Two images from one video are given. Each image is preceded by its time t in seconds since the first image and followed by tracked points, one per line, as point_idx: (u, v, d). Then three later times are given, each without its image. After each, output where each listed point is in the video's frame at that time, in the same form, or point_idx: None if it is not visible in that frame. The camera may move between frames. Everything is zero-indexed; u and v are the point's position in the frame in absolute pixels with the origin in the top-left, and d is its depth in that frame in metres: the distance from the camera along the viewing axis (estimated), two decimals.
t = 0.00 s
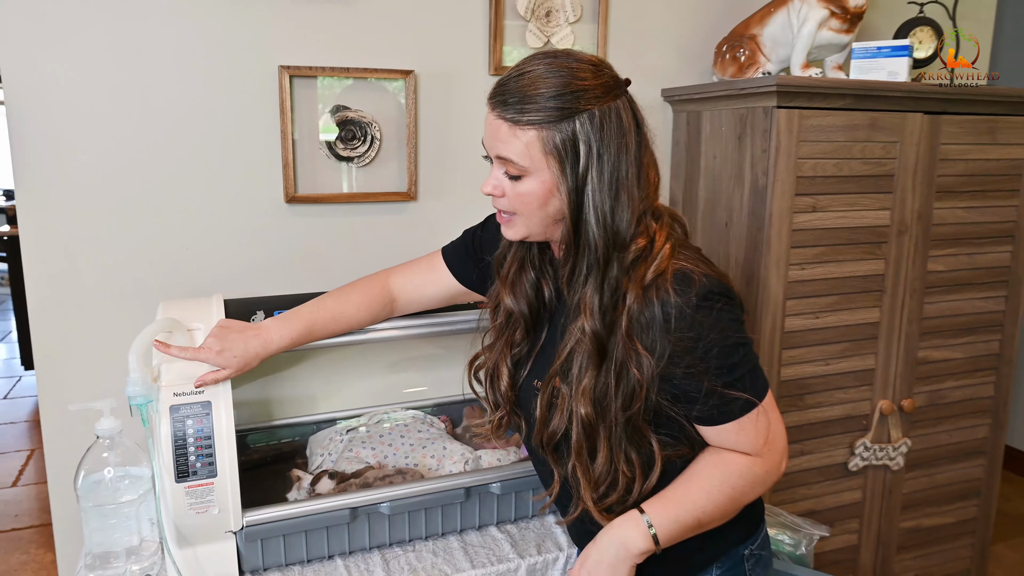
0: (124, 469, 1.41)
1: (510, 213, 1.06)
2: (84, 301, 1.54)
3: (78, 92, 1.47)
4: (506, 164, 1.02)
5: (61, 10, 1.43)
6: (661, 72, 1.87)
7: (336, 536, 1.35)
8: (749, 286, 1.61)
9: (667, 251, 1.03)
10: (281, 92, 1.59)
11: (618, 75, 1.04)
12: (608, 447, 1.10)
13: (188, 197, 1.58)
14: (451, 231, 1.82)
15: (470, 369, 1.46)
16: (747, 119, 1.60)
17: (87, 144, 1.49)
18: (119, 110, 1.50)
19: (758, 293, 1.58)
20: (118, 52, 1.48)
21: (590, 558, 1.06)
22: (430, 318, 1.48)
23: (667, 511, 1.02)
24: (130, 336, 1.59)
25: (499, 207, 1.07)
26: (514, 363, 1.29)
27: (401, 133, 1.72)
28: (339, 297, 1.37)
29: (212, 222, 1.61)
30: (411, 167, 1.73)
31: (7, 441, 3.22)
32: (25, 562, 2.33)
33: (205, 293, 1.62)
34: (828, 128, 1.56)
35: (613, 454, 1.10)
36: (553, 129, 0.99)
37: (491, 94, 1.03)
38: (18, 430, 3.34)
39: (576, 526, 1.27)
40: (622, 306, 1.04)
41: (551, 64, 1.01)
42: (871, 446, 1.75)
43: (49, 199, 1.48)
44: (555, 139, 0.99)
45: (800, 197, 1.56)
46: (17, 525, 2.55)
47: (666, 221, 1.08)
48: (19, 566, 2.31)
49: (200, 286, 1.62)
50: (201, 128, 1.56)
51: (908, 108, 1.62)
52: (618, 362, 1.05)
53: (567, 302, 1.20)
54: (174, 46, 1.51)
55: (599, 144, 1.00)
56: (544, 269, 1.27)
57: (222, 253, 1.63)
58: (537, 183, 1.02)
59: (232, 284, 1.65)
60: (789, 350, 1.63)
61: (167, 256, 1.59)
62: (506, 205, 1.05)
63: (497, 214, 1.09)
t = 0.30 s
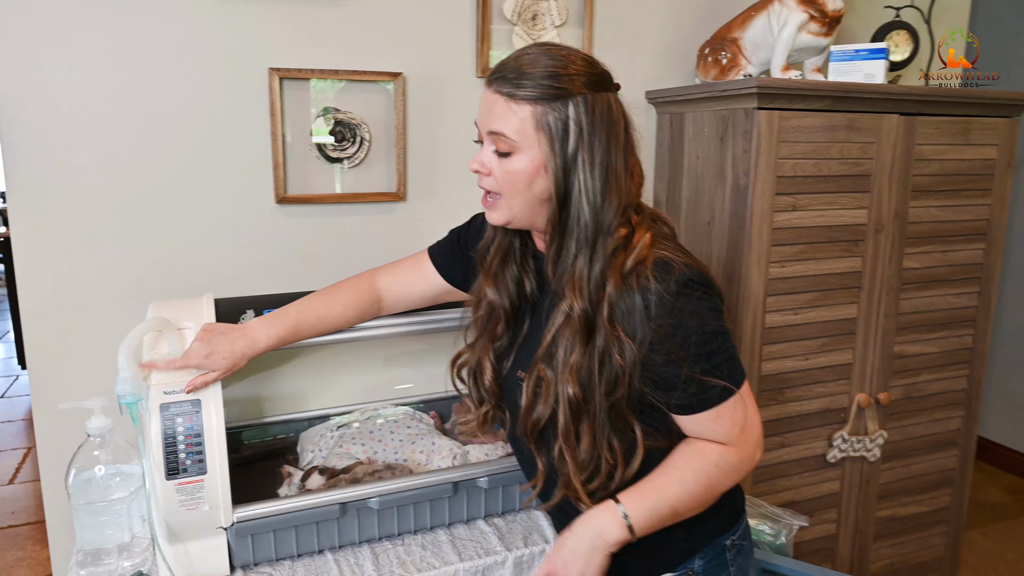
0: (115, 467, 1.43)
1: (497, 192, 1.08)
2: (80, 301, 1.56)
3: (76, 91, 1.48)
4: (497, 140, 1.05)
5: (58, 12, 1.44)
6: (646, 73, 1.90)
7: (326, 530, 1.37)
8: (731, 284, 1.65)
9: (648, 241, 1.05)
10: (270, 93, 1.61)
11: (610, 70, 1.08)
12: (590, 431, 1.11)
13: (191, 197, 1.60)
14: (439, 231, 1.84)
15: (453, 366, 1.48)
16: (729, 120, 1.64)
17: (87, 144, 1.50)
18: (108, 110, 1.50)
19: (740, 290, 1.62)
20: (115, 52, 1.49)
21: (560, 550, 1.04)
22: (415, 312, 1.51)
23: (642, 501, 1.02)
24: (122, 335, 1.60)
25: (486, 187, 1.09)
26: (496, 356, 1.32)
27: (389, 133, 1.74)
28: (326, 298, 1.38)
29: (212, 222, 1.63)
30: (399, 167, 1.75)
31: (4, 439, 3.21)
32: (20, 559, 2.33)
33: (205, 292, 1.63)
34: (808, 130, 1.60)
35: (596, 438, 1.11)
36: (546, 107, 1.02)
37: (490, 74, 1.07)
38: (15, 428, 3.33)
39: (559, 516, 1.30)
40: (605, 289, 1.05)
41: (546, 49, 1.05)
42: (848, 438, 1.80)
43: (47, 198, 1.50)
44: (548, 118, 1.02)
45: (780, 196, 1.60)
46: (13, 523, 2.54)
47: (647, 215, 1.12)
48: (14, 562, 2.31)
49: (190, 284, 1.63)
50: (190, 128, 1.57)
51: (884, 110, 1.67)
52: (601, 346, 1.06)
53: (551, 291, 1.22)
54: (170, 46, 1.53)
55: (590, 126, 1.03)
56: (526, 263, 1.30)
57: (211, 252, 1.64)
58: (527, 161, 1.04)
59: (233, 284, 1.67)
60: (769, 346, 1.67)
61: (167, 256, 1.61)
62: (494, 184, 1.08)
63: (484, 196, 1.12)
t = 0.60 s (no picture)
0: (105, 464, 1.44)
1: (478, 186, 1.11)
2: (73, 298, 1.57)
3: (78, 91, 1.50)
4: (477, 135, 1.07)
5: (59, 14, 1.46)
6: (629, 74, 1.93)
7: (315, 525, 1.39)
8: (713, 280, 1.68)
9: (623, 235, 1.07)
10: (258, 94, 1.63)
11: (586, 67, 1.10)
12: (566, 420, 1.11)
13: (194, 196, 1.63)
14: (426, 229, 1.86)
15: (439, 362, 1.51)
16: (710, 120, 1.67)
17: (89, 144, 1.53)
18: (97, 111, 1.52)
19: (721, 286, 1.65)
20: (112, 53, 1.51)
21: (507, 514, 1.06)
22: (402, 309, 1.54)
23: (600, 497, 1.03)
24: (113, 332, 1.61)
25: (467, 181, 1.12)
26: (479, 351, 1.34)
27: (377, 134, 1.76)
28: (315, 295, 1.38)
29: (212, 223, 1.66)
30: (386, 167, 1.77)
31: None
32: (14, 554, 2.34)
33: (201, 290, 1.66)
34: (787, 129, 1.63)
35: (571, 427, 1.11)
36: (523, 101, 1.04)
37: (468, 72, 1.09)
38: (8, 425, 3.33)
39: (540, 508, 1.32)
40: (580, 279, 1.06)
41: (524, 46, 1.07)
42: (828, 431, 1.83)
43: (43, 197, 1.51)
44: (525, 112, 1.05)
45: (761, 194, 1.63)
46: (7, 518, 2.55)
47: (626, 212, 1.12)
48: (7, 558, 2.31)
49: (180, 283, 1.65)
50: (178, 128, 1.59)
51: (861, 110, 1.70)
52: (575, 336, 1.07)
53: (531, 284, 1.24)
54: (162, 48, 1.55)
55: (567, 120, 1.05)
56: (508, 260, 1.33)
57: (200, 251, 1.66)
58: (505, 155, 1.07)
59: (222, 283, 1.69)
60: (751, 341, 1.70)
61: (165, 255, 1.63)
62: (475, 178, 1.10)
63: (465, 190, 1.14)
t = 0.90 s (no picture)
0: (105, 458, 1.45)
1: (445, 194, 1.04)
2: (74, 295, 1.58)
3: (88, 90, 1.52)
4: (441, 142, 1.00)
5: (59, 13, 1.47)
6: (625, 70, 1.94)
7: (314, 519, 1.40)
8: (710, 274, 1.69)
9: (579, 241, 0.96)
10: (256, 90, 1.63)
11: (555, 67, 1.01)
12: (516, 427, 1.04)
13: (198, 195, 1.64)
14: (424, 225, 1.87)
15: (428, 362, 1.50)
16: (706, 115, 1.68)
17: (88, 142, 1.54)
18: (94, 108, 1.53)
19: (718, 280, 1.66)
20: (119, 53, 1.53)
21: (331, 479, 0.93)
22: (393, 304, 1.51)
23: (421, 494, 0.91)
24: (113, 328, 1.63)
25: (433, 186, 1.05)
26: (460, 351, 1.34)
27: (374, 130, 1.77)
28: (293, 289, 1.38)
29: (210, 220, 1.67)
30: (384, 163, 1.78)
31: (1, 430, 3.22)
32: (18, 547, 2.35)
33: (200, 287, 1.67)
34: (782, 124, 1.64)
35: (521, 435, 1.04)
36: (488, 109, 0.96)
37: (432, 75, 1.01)
38: (11, 419, 3.35)
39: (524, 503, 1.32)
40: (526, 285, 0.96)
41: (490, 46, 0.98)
42: (824, 425, 1.84)
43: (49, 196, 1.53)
44: (488, 121, 0.96)
45: (757, 189, 1.64)
46: (11, 512, 2.56)
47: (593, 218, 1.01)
48: (11, 551, 2.33)
49: (179, 279, 1.66)
50: (176, 124, 1.60)
51: (856, 105, 1.71)
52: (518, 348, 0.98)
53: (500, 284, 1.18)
54: (163, 47, 1.56)
55: (531, 126, 0.96)
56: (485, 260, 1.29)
57: (198, 247, 1.67)
58: (468, 162, 0.98)
59: (221, 279, 1.70)
60: (747, 335, 1.71)
61: (163, 252, 1.64)
62: (439, 184, 1.03)
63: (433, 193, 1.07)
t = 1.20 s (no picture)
0: (130, 451, 1.46)
1: (428, 198, 1.10)
2: (97, 289, 1.59)
3: (99, 85, 1.51)
4: (428, 152, 1.05)
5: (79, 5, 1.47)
6: (649, 58, 1.91)
7: (337, 511, 1.41)
8: (736, 265, 1.66)
9: (537, 257, 1.00)
10: (277, 83, 1.63)
11: (558, 86, 1.04)
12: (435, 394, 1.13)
13: (198, 195, 1.63)
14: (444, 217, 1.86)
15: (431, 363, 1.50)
16: (732, 103, 1.64)
17: (109, 134, 1.54)
18: (116, 100, 1.53)
19: (744, 271, 1.64)
20: (133, 46, 1.52)
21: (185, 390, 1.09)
22: (407, 295, 1.48)
23: (265, 416, 1.07)
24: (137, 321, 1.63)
25: (420, 191, 1.10)
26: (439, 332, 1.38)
27: (395, 122, 1.76)
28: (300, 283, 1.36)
29: (230, 212, 1.66)
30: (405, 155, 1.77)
31: (32, 422, 3.27)
32: (46, 537, 2.38)
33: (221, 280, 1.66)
34: (810, 112, 1.60)
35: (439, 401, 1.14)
36: (477, 125, 1.00)
37: (429, 78, 1.05)
38: (41, 411, 3.40)
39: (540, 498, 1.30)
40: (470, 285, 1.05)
41: (491, 59, 1.02)
42: (853, 420, 1.81)
43: (66, 192, 1.53)
44: (476, 136, 1.01)
45: (784, 178, 1.61)
46: (39, 503, 2.59)
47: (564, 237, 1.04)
48: (40, 541, 2.36)
49: (201, 271, 1.66)
50: (196, 117, 1.59)
51: (887, 92, 1.66)
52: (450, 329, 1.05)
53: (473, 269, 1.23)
54: (180, 40, 1.55)
55: (516, 145, 1.00)
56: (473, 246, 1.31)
57: (221, 240, 1.67)
58: (453, 176, 1.04)
59: (243, 271, 1.70)
60: (774, 328, 1.68)
61: (184, 245, 1.64)
62: (425, 191, 1.09)
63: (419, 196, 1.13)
